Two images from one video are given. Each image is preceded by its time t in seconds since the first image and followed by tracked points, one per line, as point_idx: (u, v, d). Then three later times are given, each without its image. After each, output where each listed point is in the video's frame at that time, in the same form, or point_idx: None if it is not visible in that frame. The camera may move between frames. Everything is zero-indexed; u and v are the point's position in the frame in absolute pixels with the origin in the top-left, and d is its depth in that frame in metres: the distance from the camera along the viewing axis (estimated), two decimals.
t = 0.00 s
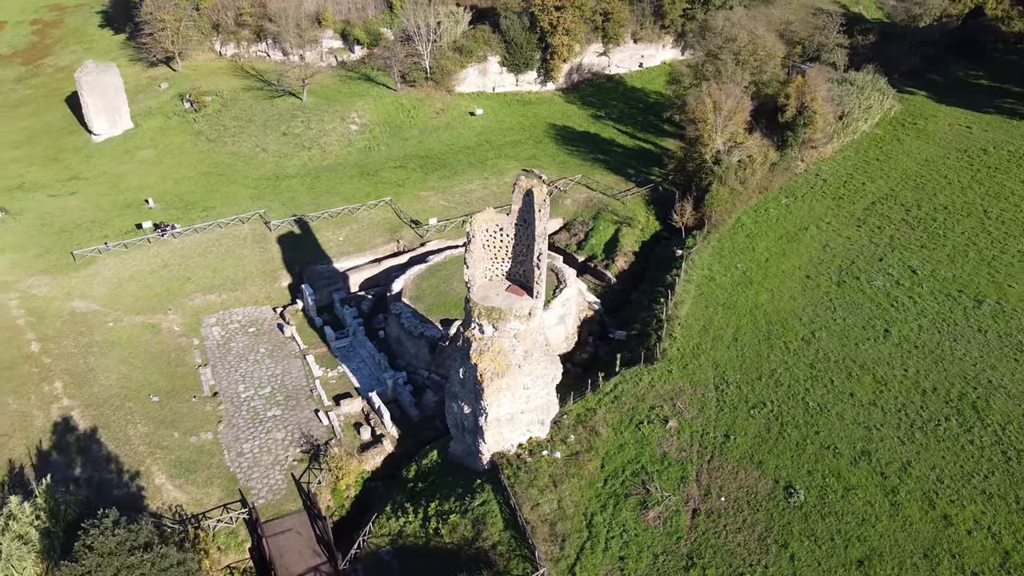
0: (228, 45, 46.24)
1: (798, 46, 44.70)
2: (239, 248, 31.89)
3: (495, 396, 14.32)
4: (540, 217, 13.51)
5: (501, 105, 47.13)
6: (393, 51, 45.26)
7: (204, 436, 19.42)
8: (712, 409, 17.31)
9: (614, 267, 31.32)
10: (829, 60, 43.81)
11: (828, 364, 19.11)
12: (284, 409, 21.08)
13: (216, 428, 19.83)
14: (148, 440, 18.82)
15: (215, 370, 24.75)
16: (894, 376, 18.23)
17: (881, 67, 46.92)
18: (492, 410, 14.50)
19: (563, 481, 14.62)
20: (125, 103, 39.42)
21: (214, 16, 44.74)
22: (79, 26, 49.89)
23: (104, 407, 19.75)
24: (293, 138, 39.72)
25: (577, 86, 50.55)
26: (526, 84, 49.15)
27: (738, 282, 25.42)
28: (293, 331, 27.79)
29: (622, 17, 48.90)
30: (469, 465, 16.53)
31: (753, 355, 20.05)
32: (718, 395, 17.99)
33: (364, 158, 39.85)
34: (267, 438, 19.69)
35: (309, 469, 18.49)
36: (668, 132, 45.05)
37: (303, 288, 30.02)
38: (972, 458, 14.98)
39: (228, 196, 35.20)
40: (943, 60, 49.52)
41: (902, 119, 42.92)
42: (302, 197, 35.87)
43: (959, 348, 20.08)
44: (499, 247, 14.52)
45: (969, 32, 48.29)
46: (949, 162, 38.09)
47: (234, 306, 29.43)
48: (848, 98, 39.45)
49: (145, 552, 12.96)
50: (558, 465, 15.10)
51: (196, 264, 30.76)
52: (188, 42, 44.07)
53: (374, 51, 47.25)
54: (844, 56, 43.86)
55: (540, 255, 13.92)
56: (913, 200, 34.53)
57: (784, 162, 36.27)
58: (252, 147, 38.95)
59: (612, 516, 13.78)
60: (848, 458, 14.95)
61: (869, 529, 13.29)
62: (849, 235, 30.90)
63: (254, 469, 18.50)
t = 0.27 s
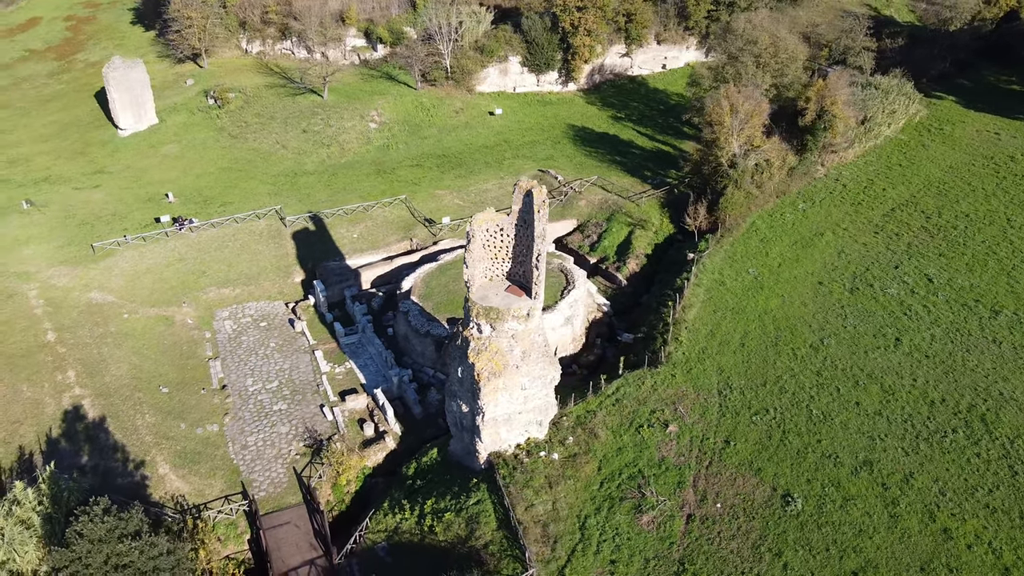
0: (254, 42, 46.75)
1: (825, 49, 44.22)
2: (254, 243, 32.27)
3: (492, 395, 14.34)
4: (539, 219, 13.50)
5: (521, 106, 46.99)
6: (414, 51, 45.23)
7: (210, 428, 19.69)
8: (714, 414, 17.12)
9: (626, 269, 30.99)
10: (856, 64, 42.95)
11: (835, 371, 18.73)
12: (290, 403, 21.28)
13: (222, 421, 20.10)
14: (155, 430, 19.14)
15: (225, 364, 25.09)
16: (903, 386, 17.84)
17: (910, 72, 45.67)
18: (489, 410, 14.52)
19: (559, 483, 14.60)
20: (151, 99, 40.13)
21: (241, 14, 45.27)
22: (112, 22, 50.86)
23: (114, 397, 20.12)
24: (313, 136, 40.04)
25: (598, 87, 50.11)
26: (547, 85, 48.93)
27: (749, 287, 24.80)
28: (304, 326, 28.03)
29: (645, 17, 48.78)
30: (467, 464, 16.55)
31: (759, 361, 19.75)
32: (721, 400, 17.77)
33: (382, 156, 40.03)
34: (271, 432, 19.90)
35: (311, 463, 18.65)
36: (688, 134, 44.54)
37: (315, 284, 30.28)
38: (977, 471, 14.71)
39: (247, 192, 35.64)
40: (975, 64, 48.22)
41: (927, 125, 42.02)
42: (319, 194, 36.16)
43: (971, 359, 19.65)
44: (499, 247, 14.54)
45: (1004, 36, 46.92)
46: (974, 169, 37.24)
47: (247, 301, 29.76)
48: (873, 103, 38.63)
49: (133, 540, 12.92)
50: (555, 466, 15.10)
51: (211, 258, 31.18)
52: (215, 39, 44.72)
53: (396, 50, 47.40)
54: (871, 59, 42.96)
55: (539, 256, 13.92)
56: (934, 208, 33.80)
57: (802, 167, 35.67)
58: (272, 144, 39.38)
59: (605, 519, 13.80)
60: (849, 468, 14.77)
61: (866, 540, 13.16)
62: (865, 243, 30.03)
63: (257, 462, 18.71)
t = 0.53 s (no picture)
0: (280, 40, 47.33)
1: (853, 52, 43.81)
2: (269, 238, 32.61)
3: (489, 394, 14.36)
4: (538, 218, 13.49)
5: (541, 105, 46.89)
6: (435, 50, 45.51)
7: (216, 419, 19.96)
8: (716, 419, 16.92)
9: (637, 271, 30.67)
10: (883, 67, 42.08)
11: (842, 378, 18.35)
12: (296, 397, 21.47)
13: (228, 412, 20.37)
14: (162, 420, 19.44)
15: (235, 356, 25.42)
16: (911, 395, 17.45)
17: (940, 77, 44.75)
18: (486, 408, 14.53)
19: (554, 483, 14.56)
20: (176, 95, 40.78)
21: (267, 11, 45.80)
22: (143, 18, 51.79)
23: (124, 386, 20.49)
24: (332, 133, 40.35)
25: (620, 88, 49.77)
26: (568, 85, 48.76)
27: (760, 292, 24.35)
28: (314, 321, 28.25)
29: (669, 19, 48.02)
30: (466, 462, 16.56)
31: (765, 366, 19.41)
32: (724, 405, 17.54)
33: (399, 154, 40.17)
34: (276, 425, 20.11)
35: (313, 457, 18.80)
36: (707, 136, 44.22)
37: (327, 279, 30.59)
38: (981, 483, 14.44)
39: (264, 187, 36.03)
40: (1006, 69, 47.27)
41: (954, 130, 41.05)
42: (335, 191, 36.41)
43: (984, 369, 19.21)
44: (499, 246, 14.57)
45: None
46: (999, 176, 36.35)
47: (260, 294, 30.08)
48: (897, 106, 37.84)
49: (123, 526, 12.93)
50: (551, 466, 15.07)
51: (227, 252, 31.59)
52: (241, 36, 45.33)
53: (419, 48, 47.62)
54: (898, 63, 42.06)
55: (538, 256, 13.90)
56: (956, 214, 33.04)
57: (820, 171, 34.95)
58: (292, 140, 39.76)
59: (599, 521, 13.77)
60: (850, 476, 14.57)
61: (861, 550, 13.04)
62: (883, 249, 29.59)
63: (260, 454, 18.93)
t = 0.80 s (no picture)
0: (305, 37, 47.87)
1: (880, 55, 42.84)
2: (284, 232, 32.98)
3: (486, 391, 14.39)
4: (537, 217, 13.50)
5: (561, 105, 46.75)
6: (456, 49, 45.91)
7: (222, 409, 20.25)
8: (717, 423, 16.75)
9: (648, 273, 30.21)
10: (910, 71, 41.20)
11: (848, 385, 18.02)
12: (302, 390, 21.71)
13: (235, 403, 20.65)
14: (170, 409, 19.78)
15: (246, 349, 25.77)
16: (919, 403, 17.08)
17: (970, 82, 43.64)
18: (483, 406, 14.55)
19: (549, 482, 14.57)
20: (200, 90, 41.39)
21: (292, 8, 46.31)
22: (174, 14, 52.67)
23: (135, 375, 20.88)
24: (352, 129, 40.66)
25: (641, 88, 49.33)
26: (589, 85, 48.51)
27: (770, 296, 23.97)
28: (325, 315, 28.48)
29: (693, 19, 47.44)
30: (465, 458, 16.62)
31: (771, 370, 19.13)
32: (726, 409, 17.35)
33: (417, 152, 40.30)
34: (281, 417, 20.35)
35: (315, 449, 19.01)
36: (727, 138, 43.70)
37: (339, 274, 30.85)
38: (985, 497, 14.13)
39: (282, 183, 36.42)
40: None
41: (982, 136, 40.04)
42: (351, 187, 36.67)
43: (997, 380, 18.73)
44: (499, 245, 14.59)
45: None
46: None
47: (273, 288, 30.41)
48: (920, 111, 37.17)
49: (114, 511, 13.05)
50: (547, 466, 15.07)
51: (242, 245, 32.00)
52: (267, 33, 45.90)
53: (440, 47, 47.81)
54: (926, 67, 41.17)
55: (536, 255, 13.90)
56: (978, 221, 32.23)
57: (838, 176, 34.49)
58: (312, 136, 40.13)
59: (592, 521, 13.74)
60: (850, 485, 14.37)
61: (857, 561, 12.85)
62: (900, 255, 29.00)
63: (264, 445, 19.18)
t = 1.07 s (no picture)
0: (331, 35, 48.23)
1: (909, 59, 41.89)
2: (300, 229, 33.34)
3: (484, 391, 14.43)
4: (536, 217, 13.53)
5: (582, 106, 46.54)
6: (477, 49, 46.07)
7: (229, 401, 20.54)
8: (718, 429, 16.58)
9: (659, 276, 30.01)
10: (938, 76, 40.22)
11: (855, 394, 17.70)
12: (309, 385, 21.94)
13: (242, 396, 20.94)
14: (179, 400, 20.13)
15: (257, 343, 26.14)
16: (927, 414, 16.73)
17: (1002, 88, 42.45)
18: (480, 405, 14.59)
19: (545, 483, 14.58)
20: (226, 86, 42.00)
21: (319, 7, 46.82)
22: (205, 12, 53.52)
23: (146, 365, 21.26)
24: (372, 127, 40.97)
25: (664, 90, 48.84)
26: (611, 86, 48.22)
27: (781, 301, 23.59)
28: (336, 312, 28.74)
29: (717, 21, 47.07)
30: (464, 457, 16.68)
31: (777, 377, 18.86)
32: (728, 415, 17.16)
33: (435, 150, 40.41)
34: (287, 411, 20.60)
35: (318, 444, 19.20)
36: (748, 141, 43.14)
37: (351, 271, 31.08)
38: (988, 511, 13.84)
39: (300, 179, 36.81)
40: None
41: (1011, 142, 38.95)
42: (368, 184, 36.91)
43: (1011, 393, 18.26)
44: (500, 244, 14.68)
45: None
46: None
47: (286, 283, 30.73)
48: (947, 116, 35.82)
49: (107, 499, 13.04)
50: (544, 467, 15.06)
51: (258, 241, 32.42)
52: (292, 31, 46.33)
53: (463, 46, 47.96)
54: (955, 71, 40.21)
55: (535, 255, 13.94)
56: (1002, 230, 31.40)
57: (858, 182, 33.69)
58: (332, 134, 40.50)
59: (585, 523, 13.72)
60: (849, 495, 14.18)
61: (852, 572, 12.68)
62: (918, 263, 28.40)
63: (268, 438, 19.43)
